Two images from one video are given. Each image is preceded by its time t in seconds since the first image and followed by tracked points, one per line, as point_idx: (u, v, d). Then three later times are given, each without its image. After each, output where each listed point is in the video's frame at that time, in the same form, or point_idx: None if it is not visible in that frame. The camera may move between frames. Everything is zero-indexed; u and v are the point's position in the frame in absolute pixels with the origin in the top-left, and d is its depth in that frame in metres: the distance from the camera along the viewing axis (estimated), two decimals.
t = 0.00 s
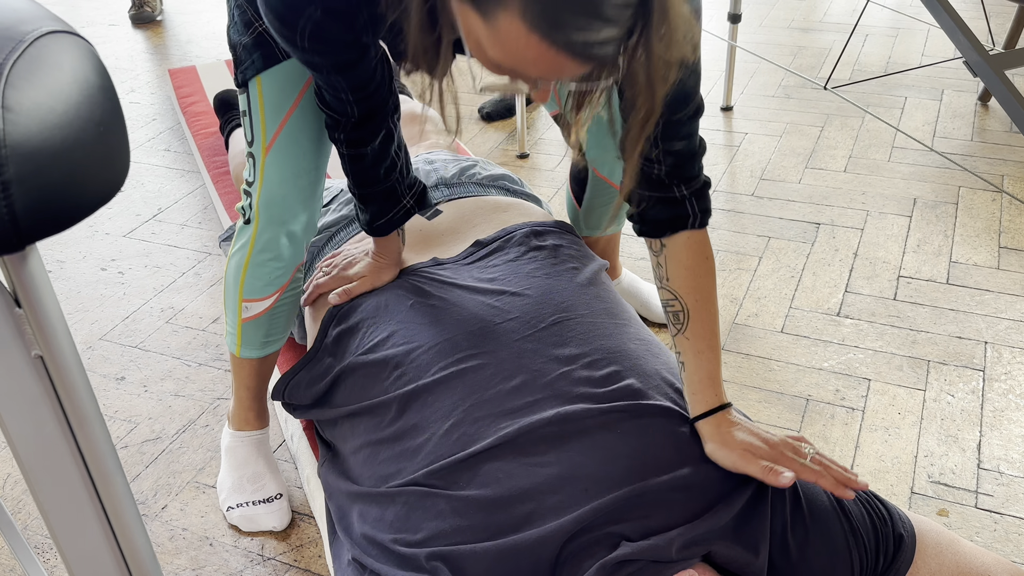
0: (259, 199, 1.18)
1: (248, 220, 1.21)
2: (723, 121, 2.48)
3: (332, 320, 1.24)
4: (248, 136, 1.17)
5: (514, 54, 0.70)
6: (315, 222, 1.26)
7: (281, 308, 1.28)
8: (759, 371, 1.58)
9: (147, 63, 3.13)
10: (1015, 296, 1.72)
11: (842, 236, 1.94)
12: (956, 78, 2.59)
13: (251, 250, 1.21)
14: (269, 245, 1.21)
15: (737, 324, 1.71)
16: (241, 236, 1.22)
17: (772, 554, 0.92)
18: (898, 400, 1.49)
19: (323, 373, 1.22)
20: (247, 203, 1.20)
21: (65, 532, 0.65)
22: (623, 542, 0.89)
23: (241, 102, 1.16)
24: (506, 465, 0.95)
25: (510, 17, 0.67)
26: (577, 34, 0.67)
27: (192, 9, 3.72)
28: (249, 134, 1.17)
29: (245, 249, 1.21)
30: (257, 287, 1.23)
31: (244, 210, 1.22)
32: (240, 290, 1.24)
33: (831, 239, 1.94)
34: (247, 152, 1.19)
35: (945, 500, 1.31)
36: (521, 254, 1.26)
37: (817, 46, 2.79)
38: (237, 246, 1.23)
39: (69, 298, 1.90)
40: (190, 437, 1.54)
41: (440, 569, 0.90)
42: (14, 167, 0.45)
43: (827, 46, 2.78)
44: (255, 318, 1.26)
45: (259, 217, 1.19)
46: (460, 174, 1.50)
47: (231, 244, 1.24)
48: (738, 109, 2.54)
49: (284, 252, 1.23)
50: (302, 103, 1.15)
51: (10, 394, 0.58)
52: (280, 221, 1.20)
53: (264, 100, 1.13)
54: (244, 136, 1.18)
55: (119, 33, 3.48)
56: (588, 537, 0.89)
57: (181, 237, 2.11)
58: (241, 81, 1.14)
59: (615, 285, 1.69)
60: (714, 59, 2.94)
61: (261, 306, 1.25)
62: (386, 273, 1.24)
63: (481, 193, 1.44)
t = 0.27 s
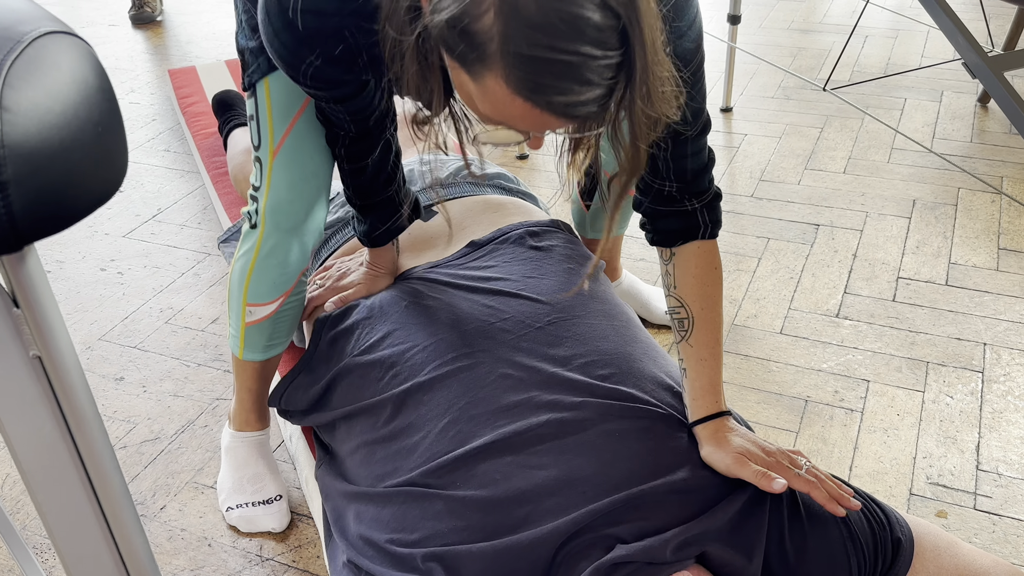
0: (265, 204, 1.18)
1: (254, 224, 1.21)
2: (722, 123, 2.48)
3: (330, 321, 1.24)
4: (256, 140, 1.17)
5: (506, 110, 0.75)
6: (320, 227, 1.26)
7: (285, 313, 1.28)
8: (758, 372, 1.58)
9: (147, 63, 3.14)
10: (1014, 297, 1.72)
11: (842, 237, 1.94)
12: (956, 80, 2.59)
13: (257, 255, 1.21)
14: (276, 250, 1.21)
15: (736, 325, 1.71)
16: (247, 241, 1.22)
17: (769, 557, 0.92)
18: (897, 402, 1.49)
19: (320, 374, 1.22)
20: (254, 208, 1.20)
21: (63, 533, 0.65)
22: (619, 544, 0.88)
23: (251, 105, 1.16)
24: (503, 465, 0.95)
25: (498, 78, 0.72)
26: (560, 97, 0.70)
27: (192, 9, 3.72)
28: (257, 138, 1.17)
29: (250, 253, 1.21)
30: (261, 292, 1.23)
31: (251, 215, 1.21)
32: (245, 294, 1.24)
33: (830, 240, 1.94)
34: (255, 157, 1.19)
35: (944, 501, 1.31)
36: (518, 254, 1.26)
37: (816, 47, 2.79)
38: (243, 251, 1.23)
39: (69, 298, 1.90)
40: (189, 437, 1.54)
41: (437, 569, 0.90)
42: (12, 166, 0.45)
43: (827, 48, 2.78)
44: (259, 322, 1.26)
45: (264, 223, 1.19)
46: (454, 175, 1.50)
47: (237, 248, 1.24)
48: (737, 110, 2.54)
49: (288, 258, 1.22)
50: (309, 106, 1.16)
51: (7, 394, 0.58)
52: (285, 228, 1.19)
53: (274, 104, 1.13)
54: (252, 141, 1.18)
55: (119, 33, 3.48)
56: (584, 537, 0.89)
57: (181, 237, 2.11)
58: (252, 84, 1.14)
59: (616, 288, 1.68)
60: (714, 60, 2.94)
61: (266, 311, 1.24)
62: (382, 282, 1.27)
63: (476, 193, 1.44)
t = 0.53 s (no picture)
0: (251, 201, 1.18)
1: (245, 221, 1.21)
2: (723, 125, 2.48)
3: (331, 323, 1.24)
4: (246, 137, 1.18)
5: (503, 155, 0.74)
6: (313, 228, 1.25)
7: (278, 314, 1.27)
8: (758, 373, 1.58)
9: (148, 64, 3.14)
10: (1014, 300, 1.72)
11: (842, 239, 1.94)
12: (957, 82, 2.59)
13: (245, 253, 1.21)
14: (263, 248, 1.21)
15: (736, 327, 1.71)
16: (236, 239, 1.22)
17: (768, 559, 0.92)
18: (897, 404, 1.49)
19: (320, 377, 1.23)
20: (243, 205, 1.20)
21: (65, 534, 0.65)
22: (619, 546, 0.89)
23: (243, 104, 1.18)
24: (505, 464, 0.95)
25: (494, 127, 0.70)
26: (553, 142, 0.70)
27: (192, 10, 3.73)
28: (247, 136, 1.18)
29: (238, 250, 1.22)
30: (250, 290, 1.23)
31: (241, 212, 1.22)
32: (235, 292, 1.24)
33: (831, 242, 1.94)
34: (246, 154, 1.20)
35: (944, 503, 1.31)
36: (518, 257, 1.26)
37: (817, 49, 2.79)
38: (233, 249, 1.23)
39: (70, 298, 1.91)
40: (190, 438, 1.54)
41: (438, 569, 0.90)
42: (15, 167, 0.45)
43: (828, 50, 2.79)
44: (250, 321, 1.26)
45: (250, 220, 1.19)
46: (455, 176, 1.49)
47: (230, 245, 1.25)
48: (738, 112, 2.54)
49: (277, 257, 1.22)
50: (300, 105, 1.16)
51: (9, 395, 0.58)
52: (271, 226, 1.19)
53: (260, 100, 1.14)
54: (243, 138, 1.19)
55: (121, 34, 3.48)
56: (584, 538, 0.89)
57: (182, 238, 2.12)
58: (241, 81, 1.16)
59: (615, 289, 1.68)
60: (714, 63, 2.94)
61: (256, 310, 1.24)
62: (378, 292, 1.29)
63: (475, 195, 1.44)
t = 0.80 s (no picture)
0: (263, 189, 1.19)
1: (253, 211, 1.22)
2: (725, 127, 2.49)
3: (335, 321, 1.24)
4: (254, 127, 1.18)
5: None
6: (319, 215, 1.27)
7: (284, 304, 1.28)
8: (759, 375, 1.59)
9: (151, 65, 3.15)
10: (1015, 302, 1.72)
11: (844, 241, 1.94)
12: (958, 84, 2.59)
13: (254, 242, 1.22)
14: (272, 235, 1.22)
15: (737, 328, 1.71)
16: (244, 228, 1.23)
17: (770, 557, 0.93)
18: (898, 405, 1.49)
19: (323, 375, 1.23)
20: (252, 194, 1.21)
21: (66, 534, 0.65)
22: (622, 546, 0.89)
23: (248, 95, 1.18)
24: (506, 464, 0.95)
25: None
26: None
27: (195, 11, 3.73)
28: (255, 126, 1.18)
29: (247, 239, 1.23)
30: (258, 279, 1.24)
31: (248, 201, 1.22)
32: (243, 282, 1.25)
33: (832, 243, 1.94)
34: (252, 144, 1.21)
35: (944, 505, 1.31)
36: (523, 258, 1.27)
37: (819, 51, 2.79)
38: (240, 238, 1.24)
39: (72, 299, 1.91)
40: (191, 438, 1.54)
41: (439, 570, 0.90)
42: (18, 167, 0.45)
43: (830, 52, 2.79)
44: (255, 311, 1.27)
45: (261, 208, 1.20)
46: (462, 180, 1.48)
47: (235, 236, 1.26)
48: (740, 114, 2.54)
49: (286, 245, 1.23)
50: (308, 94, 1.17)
51: (11, 395, 0.58)
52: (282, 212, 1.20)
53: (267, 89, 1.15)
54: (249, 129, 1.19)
55: (123, 34, 3.49)
56: (586, 538, 0.89)
57: (184, 239, 2.12)
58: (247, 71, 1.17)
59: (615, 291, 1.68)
60: (716, 64, 2.94)
61: (263, 298, 1.25)
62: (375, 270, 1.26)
63: (482, 200, 1.43)
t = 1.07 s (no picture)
0: (283, 197, 1.15)
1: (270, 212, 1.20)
2: (727, 130, 2.49)
3: (340, 319, 1.24)
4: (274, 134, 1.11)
5: None
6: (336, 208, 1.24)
7: (297, 303, 1.29)
8: (761, 378, 1.59)
9: (154, 67, 3.16)
10: (1017, 305, 1.72)
11: (846, 244, 1.95)
12: (961, 87, 2.59)
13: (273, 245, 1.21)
14: (294, 235, 1.20)
15: (739, 331, 1.71)
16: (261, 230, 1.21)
17: (770, 560, 0.93)
18: (900, 409, 1.49)
19: (326, 375, 1.23)
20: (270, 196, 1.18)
21: (69, 535, 0.65)
22: (623, 548, 0.89)
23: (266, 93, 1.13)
24: (508, 466, 0.95)
25: None
26: None
27: (199, 13, 3.75)
28: (275, 133, 1.11)
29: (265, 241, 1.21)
30: (277, 280, 1.23)
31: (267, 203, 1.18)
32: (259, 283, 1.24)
33: (834, 246, 1.94)
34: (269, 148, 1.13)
35: (945, 508, 1.31)
36: (528, 259, 1.26)
37: (821, 54, 2.79)
38: (257, 238, 1.21)
39: (75, 300, 1.91)
40: (193, 440, 1.54)
41: (440, 571, 0.91)
42: (22, 170, 0.46)
43: (832, 55, 2.78)
44: (270, 310, 1.27)
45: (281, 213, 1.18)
46: (465, 181, 1.50)
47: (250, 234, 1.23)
48: (742, 117, 2.55)
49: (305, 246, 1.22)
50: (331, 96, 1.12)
51: (14, 395, 0.59)
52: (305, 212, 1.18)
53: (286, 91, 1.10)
54: (267, 134, 1.11)
55: (127, 36, 3.50)
56: (587, 540, 0.89)
57: (187, 240, 2.12)
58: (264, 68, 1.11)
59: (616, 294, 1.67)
60: (718, 68, 2.95)
61: (279, 297, 1.25)
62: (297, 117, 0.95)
63: (487, 201, 1.45)
